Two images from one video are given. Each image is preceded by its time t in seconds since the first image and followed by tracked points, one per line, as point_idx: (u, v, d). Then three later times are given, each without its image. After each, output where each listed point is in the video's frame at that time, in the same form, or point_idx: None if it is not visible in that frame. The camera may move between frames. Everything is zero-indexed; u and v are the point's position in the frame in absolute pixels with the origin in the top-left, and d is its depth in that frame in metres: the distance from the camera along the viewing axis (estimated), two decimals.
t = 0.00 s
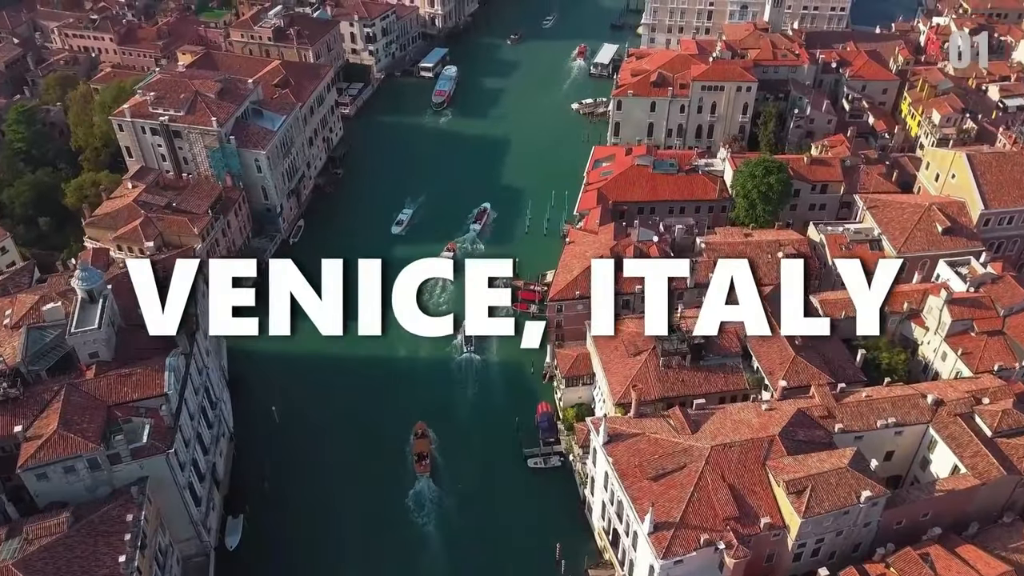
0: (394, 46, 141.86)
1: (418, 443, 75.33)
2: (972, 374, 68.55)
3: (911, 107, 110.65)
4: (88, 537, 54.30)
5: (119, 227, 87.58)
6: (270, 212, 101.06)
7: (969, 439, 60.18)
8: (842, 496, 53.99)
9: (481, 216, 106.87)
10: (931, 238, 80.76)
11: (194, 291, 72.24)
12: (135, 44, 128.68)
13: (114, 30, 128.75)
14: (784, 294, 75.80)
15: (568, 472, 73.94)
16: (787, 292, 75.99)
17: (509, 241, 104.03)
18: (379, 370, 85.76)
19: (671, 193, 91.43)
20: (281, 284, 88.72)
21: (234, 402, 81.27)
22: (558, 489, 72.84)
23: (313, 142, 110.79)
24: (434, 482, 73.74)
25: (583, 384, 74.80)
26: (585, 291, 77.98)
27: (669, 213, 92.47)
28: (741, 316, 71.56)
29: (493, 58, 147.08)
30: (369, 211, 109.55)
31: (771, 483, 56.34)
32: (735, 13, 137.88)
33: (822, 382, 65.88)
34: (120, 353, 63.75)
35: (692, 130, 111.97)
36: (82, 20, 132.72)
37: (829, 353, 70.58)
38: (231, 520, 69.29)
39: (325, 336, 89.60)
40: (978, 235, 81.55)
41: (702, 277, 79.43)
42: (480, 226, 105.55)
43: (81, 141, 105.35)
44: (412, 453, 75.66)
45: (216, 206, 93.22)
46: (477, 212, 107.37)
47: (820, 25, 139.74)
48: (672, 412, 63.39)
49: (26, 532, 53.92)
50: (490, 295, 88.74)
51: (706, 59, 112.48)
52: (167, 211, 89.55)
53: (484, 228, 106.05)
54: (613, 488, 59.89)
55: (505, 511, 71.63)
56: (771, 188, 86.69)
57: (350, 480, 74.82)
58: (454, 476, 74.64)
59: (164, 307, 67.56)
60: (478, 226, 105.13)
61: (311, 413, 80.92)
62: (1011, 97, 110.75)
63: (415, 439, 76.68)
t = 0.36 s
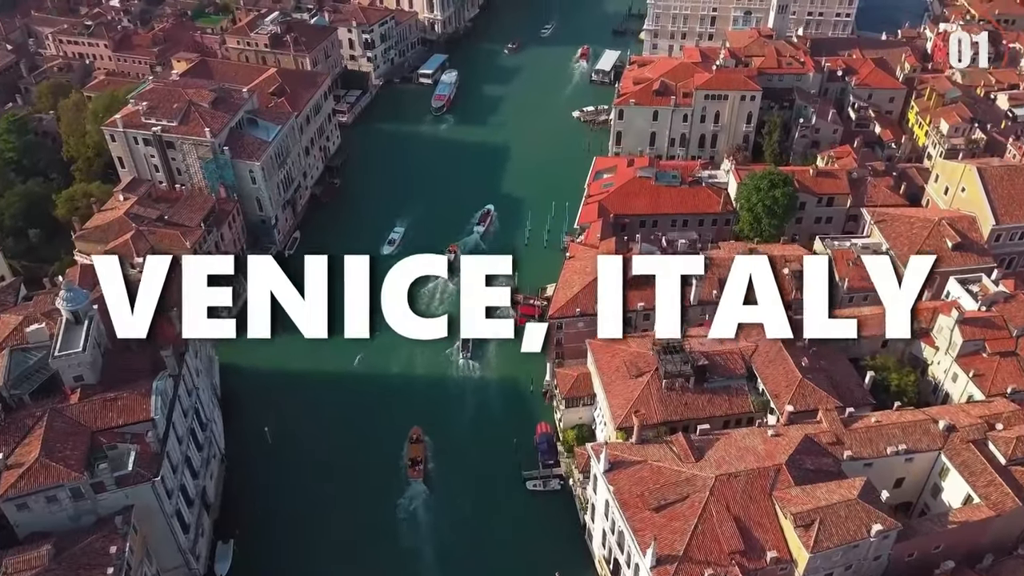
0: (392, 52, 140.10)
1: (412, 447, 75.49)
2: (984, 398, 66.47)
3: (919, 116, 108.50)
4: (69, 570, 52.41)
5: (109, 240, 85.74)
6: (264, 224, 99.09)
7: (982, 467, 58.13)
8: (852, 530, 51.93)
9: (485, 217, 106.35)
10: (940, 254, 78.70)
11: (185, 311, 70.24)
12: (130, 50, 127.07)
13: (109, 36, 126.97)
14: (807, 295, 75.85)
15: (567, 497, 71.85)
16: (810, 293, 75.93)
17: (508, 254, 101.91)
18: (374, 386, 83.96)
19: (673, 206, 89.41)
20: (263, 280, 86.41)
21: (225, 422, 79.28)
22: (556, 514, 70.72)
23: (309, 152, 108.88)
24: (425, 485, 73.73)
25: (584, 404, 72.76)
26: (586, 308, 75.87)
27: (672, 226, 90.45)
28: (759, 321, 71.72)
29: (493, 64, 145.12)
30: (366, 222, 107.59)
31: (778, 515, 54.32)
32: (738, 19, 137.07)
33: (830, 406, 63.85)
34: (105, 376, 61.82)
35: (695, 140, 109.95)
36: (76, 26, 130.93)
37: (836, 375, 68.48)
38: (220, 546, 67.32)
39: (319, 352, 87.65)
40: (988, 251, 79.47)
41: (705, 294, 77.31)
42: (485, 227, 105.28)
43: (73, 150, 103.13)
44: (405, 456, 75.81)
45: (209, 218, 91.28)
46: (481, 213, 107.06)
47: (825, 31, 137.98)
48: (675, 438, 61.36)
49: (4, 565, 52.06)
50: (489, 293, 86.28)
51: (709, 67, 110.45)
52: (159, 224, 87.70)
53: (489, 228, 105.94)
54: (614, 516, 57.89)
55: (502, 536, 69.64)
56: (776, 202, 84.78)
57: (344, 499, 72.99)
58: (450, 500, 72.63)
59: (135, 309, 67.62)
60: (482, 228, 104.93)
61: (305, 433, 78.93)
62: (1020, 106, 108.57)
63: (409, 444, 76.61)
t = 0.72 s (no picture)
0: (390, 59, 138.19)
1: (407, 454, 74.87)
2: (998, 424, 64.34)
3: (926, 126, 106.27)
4: None
5: (99, 256, 83.89)
6: (258, 237, 96.95)
7: (997, 500, 55.97)
8: (864, 569, 49.73)
9: (489, 220, 105.60)
10: (951, 272, 76.54)
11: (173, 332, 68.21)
12: (124, 58, 125.47)
13: (103, 43, 125.28)
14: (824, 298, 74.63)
15: (567, 524, 69.51)
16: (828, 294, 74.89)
17: (507, 267, 99.62)
18: (369, 406, 81.62)
19: (676, 221, 87.27)
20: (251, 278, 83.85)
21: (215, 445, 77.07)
22: (555, 543, 68.34)
23: (305, 163, 106.85)
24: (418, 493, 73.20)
25: (584, 428, 70.57)
26: (587, 328, 73.61)
27: (674, 241, 88.37)
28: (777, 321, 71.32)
29: (493, 72, 143.07)
30: (363, 235, 105.47)
31: (786, 551, 52.15)
32: (741, 26, 135.18)
33: (838, 434, 61.69)
34: (89, 404, 59.74)
35: (698, 151, 107.81)
36: (70, 33, 129.18)
37: (845, 400, 66.25)
38: None
39: (312, 370, 85.32)
40: (1000, 269, 77.30)
41: (709, 313, 75.03)
42: (488, 230, 104.52)
43: (63, 162, 101.18)
44: (401, 463, 75.11)
45: (201, 233, 89.29)
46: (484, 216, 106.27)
47: (830, 38, 135.95)
48: (678, 467, 59.26)
49: None
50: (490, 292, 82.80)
51: (713, 76, 108.28)
52: (150, 239, 85.74)
53: (493, 231, 105.12)
54: (615, 550, 55.74)
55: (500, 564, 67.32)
56: (782, 217, 82.51)
57: (338, 527, 70.77)
58: (447, 527, 70.42)
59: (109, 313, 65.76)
60: (486, 230, 104.21)
61: (297, 455, 76.73)
62: None
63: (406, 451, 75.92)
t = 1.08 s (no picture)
0: (388, 66, 136.28)
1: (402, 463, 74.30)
2: (1012, 452, 62.08)
3: (934, 137, 104.04)
4: None
5: (86, 272, 81.76)
6: (251, 251, 94.78)
7: (1013, 536, 53.75)
8: None
9: (491, 225, 105.27)
10: (961, 291, 74.31)
11: (159, 355, 66.11)
12: (117, 65, 123.85)
13: (95, 50, 123.51)
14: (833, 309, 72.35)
15: (565, 553, 67.16)
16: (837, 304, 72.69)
17: (506, 282, 97.32)
18: (363, 427, 79.44)
19: (678, 237, 85.07)
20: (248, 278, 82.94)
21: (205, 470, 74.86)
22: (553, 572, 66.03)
23: (299, 174, 104.81)
24: (411, 503, 72.26)
25: (584, 453, 68.36)
26: (586, 349, 71.35)
27: (677, 257, 86.16)
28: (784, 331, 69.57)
29: (492, 79, 140.93)
30: (358, 248, 103.29)
31: None
32: (745, 32, 133.48)
33: (847, 464, 59.49)
34: (69, 432, 57.62)
35: (700, 162, 105.61)
36: (62, 40, 127.51)
37: (853, 426, 64.01)
38: None
39: (305, 391, 83.09)
40: (1012, 289, 75.04)
41: (712, 334, 72.74)
42: (491, 235, 103.99)
43: (52, 174, 99.12)
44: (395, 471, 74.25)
45: (192, 247, 87.12)
46: (487, 221, 105.95)
47: (835, 45, 133.97)
48: (680, 499, 57.13)
49: None
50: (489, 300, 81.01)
51: (715, 86, 106.10)
52: (139, 255, 83.71)
53: (495, 236, 104.53)
54: None
55: None
56: (788, 233, 80.25)
57: (333, 552, 68.79)
58: (442, 555, 68.27)
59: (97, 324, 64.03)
60: (488, 235, 103.71)
61: (289, 480, 74.59)
62: None
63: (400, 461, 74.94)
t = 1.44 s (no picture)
0: (385, 74, 134.07)
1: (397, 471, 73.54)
2: None
3: (943, 150, 101.70)
4: None
5: (71, 291, 79.46)
6: (242, 268, 92.45)
7: None
8: None
9: (493, 230, 104.60)
10: (974, 314, 71.84)
11: (143, 383, 63.82)
12: (109, 73, 121.92)
13: (86, 59, 121.62)
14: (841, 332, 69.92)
15: None
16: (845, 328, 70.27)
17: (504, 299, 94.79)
18: (355, 452, 77.03)
19: (681, 255, 82.66)
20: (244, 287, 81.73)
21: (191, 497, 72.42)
22: None
23: (293, 187, 102.55)
24: (403, 514, 71.13)
25: (583, 483, 66.01)
26: (586, 375, 68.89)
27: (679, 276, 83.73)
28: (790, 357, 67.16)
29: (491, 88, 138.47)
30: (353, 263, 100.85)
31: None
32: (748, 40, 131.50)
33: (857, 501, 57.11)
34: (46, 467, 55.31)
35: (703, 175, 103.15)
36: (54, 48, 125.64)
37: (863, 458, 61.55)
38: None
39: (296, 413, 80.72)
40: None
41: (716, 358, 70.37)
42: (494, 239, 103.47)
43: (39, 187, 96.92)
44: (389, 476, 74.03)
45: (181, 265, 84.81)
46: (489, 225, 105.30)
47: (840, 54, 131.63)
48: (683, 537, 54.73)
49: None
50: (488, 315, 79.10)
51: (719, 97, 103.70)
52: (126, 273, 81.40)
53: (498, 240, 104.02)
54: None
55: None
56: (794, 253, 77.70)
57: None
58: None
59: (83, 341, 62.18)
60: (492, 239, 103.04)
61: (278, 507, 72.23)
62: None
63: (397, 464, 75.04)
